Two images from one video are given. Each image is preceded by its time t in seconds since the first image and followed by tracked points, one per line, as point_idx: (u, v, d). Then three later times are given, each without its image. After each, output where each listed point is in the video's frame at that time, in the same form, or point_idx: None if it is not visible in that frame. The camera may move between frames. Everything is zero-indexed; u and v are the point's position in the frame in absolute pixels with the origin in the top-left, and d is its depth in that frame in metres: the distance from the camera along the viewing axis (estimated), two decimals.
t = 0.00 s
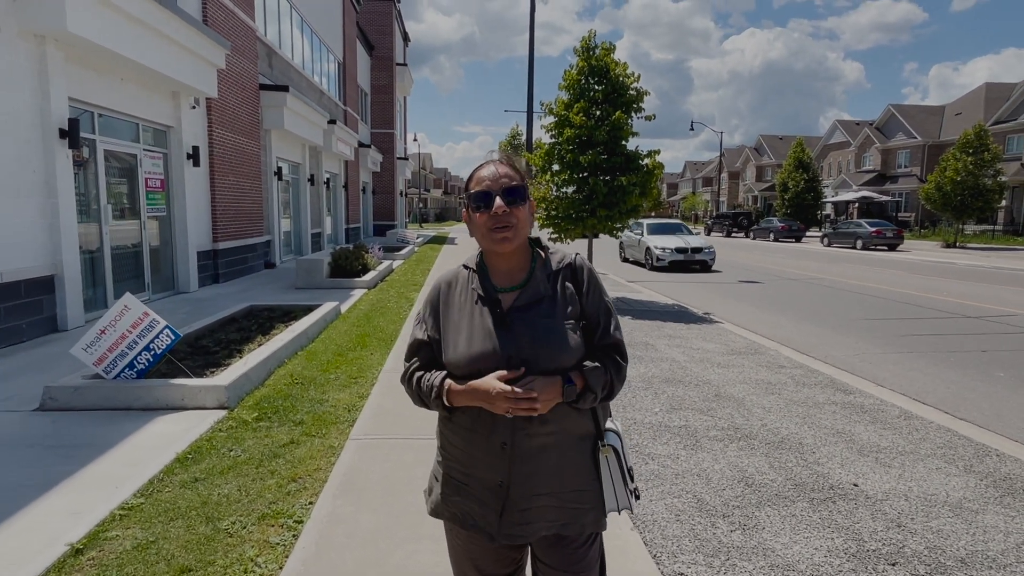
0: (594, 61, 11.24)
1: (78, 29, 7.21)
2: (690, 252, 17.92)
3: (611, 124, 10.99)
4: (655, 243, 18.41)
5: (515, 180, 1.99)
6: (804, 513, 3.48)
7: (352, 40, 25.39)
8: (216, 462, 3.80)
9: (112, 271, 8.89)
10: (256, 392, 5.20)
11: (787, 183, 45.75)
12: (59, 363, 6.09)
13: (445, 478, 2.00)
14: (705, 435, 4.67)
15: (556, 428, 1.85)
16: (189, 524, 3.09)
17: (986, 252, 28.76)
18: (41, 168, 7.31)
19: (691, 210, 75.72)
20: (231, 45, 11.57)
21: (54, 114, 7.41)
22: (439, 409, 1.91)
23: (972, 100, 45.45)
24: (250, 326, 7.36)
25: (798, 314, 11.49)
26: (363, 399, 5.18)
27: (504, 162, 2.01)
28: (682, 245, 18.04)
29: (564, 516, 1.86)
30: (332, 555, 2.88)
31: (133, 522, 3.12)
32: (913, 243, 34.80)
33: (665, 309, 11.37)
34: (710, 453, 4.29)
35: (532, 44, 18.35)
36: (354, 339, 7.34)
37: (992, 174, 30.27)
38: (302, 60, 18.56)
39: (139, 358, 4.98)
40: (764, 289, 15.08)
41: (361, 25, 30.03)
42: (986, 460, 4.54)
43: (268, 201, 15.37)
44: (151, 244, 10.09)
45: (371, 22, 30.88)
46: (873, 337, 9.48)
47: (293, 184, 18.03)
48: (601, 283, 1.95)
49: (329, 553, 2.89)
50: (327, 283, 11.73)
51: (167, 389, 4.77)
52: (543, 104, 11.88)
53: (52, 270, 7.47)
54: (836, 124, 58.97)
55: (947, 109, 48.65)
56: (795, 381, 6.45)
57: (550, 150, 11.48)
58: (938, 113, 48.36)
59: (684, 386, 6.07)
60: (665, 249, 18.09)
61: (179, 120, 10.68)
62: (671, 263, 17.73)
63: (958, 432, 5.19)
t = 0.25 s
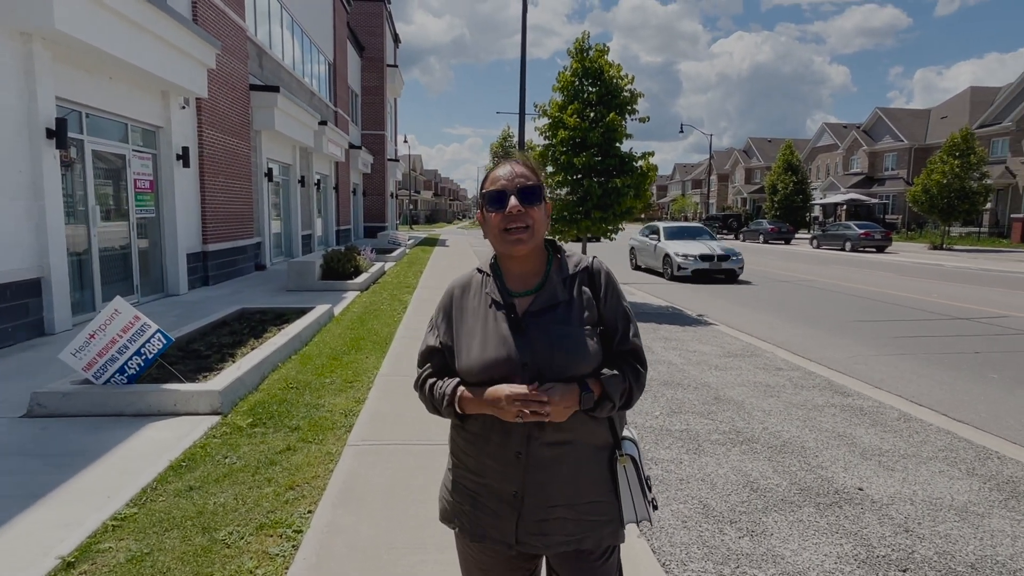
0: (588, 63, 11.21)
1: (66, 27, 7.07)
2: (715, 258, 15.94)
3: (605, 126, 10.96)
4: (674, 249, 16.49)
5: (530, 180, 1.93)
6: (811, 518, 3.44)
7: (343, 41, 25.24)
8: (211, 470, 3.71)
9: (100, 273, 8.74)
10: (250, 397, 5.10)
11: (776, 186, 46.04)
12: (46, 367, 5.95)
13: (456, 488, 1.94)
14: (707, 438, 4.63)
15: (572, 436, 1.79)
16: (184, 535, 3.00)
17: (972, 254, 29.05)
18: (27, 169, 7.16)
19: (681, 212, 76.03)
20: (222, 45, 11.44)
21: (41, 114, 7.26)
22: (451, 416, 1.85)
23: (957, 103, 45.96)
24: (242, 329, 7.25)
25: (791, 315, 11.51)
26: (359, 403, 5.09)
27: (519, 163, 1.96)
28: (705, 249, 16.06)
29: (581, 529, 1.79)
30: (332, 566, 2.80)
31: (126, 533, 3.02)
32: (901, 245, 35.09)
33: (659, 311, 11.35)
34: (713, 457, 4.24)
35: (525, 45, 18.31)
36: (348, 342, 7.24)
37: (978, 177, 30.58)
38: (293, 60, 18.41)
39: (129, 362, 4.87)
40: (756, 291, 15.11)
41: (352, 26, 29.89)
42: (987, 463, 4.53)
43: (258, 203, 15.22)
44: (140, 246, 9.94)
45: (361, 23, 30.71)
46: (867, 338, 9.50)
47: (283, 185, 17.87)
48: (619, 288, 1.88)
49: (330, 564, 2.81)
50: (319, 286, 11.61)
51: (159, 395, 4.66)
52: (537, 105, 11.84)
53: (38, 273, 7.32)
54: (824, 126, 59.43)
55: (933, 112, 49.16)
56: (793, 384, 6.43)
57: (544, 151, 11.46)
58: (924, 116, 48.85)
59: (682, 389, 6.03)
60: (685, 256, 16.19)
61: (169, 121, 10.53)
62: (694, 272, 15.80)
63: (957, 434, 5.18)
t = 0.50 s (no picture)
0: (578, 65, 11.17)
1: (48, 25, 6.89)
2: (746, 266, 13.92)
3: (596, 128, 10.92)
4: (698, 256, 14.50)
5: (551, 184, 1.87)
6: (818, 525, 3.41)
7: (329, 41, 25.03)
8: (203, 481, 3.59)
9: (82, 276, 8.54)
10: (241, 404, 4.98)
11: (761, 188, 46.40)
12: (28, 374, 5.78)
13: (470, 500, 1.87)
14: (708, 443, 4.59)
15: (594, 449, 1.72)
16: (177, 550, 2.89)
17: (954, 255, 29.44)
18: (7, 169, 6.97)
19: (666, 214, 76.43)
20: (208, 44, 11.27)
21: (21, 113, 7.08)
22: (457, 423, 1.80)
23: (938, 107, 46.61)
24: (230, 334, 7.10)
25: (780, 317, 11.55)
26: (354, 410, 4.98)
27: (541, 166, 1.89)
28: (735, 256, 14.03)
29: (600, 545, 1.72)
30: None
31: (117, 548, 2.91)
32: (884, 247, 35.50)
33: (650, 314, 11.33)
34: (715, 463, 4.20)
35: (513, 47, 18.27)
36: (339, 346, 7.13)
37: (959, 179, 31.00)
38: (279, 60, 18.21)
39: (117, 369, 4.73)
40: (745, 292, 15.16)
41: (338, 26, 29.66)
42: (986, 466, 4.53)
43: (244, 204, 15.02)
44: (123, 249, 9.74)
45: (348, 23, 30.50)
46: (858, 340, 9.54)
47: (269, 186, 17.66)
48: (642, 296, 1.83)
49: None
50: (307, 288, 11.46)
51: (147, 403, 4.52)
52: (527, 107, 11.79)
53: (19, 276, 7.13)
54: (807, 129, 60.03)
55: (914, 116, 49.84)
56: (788, 387, 6.42)
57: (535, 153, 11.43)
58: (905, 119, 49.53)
59: (679, 392, 5.99)
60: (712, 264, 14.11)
61: (154, 121, 10.33)
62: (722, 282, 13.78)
63: (953, 437, 5.19)
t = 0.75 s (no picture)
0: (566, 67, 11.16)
1: (26, 21, 6.72)
2: (794, 277, 11.80)
3: (584, 131, 10.91)
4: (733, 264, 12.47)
5: (564, 192, 1.85)
6: (816, 529, 3.41)
7: (311, 41, 24.80)
8: (193, 491, 3.50)
9: (61, 279, 8.34)
10: (229, 411, 4.87)
11: (742, 190, 46.85)
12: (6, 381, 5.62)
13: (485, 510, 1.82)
14: (703, 447, 4.58)
15: (613, 456, 1.69)
16: (169, 564, 2.80)
17: (930, 257, 29.96)
18: None
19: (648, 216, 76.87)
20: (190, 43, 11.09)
21: None
22: (463, 430, 1.77)
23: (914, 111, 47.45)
24: (215, 338, 6.98)
25: (765, 319, 11.63)
26: (345, 416, 4.91)
27: (553, 173, 1.87)
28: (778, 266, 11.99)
29: (619, 554, 1.69)
30: None
31: (106, 563, 2.81)
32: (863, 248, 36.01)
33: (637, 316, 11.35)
34: (711, 467, 4.19)
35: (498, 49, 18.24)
36: (327, 351, 7.03)
37: (935, 182, 31.56)
38: (261, 60, 17.98)
39: (100, 376, 4.61)
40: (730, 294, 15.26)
41: (320, 26, 29.42)
42: (976, 467, 4.58)
43: (226, 206, 14.81)
44: (103, 251, 9.54)
45: (331, 23, 30.25)
46: (843, 342, 9.64)
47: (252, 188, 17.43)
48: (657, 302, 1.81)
49: None
50: (292, 291, 11.31)
51: (132, 411, 4.41)
52: (515, 109, 11.77)
53: None
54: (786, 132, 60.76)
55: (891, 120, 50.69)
56: (778, 389, 6.45)
57: (522, 156, 11.45)
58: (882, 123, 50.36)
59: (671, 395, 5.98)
60: (752, 274, 12.04)
61: (134, 120, 10.14)
62: (763, 296, 11.81)
63: (941, 438, 5.25)
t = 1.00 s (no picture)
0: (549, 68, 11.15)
1: None
2: (862, 293, 9.86)
3: (568, 133, 10.91)
4: (784, 276, 10.50)
5: (563, 195, 1.81)
6: (808, 530, 3.41)
7: (291, 41, 24.56)
8: (175, 501, 3.40)
9: (33, 282, 8.12)
10: (211, 417, 4.76)
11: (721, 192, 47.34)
12: None
13: (491, 518, 1.76)
14: (692, 449, 4.58)
15: (623, 457, 1.66)
16: None
17: (904, 258, 30.54)
18: None
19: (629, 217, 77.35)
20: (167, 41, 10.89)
21: None
22: (468, 430, 1.72)
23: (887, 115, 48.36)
24: (195, 342, 6.84)
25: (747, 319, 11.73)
26: (331, 421, 4.82)
27: (550, 177, 1.84)
28: (844, 279, 9.97)
29: (628, 558, 1.67)
30: None
31: None
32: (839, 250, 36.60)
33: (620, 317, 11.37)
34: (701, 469, 4.19)
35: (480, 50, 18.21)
36: (310, 354, 6.92)
37: (908, 185, 32.18)
38: (239, 59, 17.74)
39: (77, 382, 4.48)
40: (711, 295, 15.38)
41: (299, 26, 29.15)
42: (959, 465, 4.63)
43: (205, 207, 14.57)
44: (77, 253, 9.31)
45: (311, 23, 30.02)
46: (824, 341, 9.75)
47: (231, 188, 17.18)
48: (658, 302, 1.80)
49: None
50: (273, 294, 11.16)
51: (111, 418, 4.28)
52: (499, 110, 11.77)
53: None
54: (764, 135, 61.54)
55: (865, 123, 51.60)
56: (764, 390, 6.49)
57: (506, 157, 11.44)
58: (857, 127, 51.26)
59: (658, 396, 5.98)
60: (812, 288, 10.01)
61: (109, 119, 9.92)
62: (825, 316, 9.73)
63: (924, 437, 5.31)
